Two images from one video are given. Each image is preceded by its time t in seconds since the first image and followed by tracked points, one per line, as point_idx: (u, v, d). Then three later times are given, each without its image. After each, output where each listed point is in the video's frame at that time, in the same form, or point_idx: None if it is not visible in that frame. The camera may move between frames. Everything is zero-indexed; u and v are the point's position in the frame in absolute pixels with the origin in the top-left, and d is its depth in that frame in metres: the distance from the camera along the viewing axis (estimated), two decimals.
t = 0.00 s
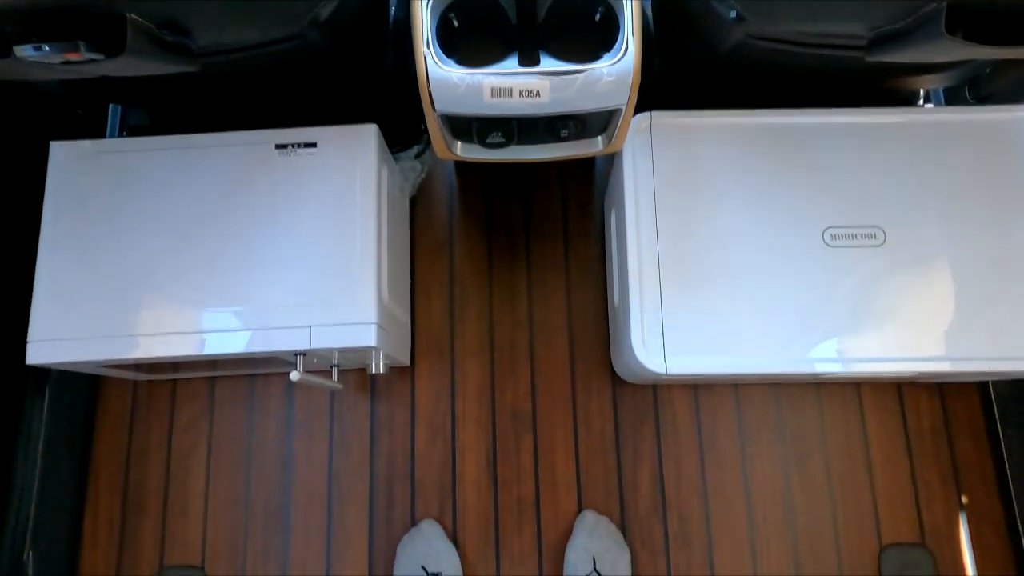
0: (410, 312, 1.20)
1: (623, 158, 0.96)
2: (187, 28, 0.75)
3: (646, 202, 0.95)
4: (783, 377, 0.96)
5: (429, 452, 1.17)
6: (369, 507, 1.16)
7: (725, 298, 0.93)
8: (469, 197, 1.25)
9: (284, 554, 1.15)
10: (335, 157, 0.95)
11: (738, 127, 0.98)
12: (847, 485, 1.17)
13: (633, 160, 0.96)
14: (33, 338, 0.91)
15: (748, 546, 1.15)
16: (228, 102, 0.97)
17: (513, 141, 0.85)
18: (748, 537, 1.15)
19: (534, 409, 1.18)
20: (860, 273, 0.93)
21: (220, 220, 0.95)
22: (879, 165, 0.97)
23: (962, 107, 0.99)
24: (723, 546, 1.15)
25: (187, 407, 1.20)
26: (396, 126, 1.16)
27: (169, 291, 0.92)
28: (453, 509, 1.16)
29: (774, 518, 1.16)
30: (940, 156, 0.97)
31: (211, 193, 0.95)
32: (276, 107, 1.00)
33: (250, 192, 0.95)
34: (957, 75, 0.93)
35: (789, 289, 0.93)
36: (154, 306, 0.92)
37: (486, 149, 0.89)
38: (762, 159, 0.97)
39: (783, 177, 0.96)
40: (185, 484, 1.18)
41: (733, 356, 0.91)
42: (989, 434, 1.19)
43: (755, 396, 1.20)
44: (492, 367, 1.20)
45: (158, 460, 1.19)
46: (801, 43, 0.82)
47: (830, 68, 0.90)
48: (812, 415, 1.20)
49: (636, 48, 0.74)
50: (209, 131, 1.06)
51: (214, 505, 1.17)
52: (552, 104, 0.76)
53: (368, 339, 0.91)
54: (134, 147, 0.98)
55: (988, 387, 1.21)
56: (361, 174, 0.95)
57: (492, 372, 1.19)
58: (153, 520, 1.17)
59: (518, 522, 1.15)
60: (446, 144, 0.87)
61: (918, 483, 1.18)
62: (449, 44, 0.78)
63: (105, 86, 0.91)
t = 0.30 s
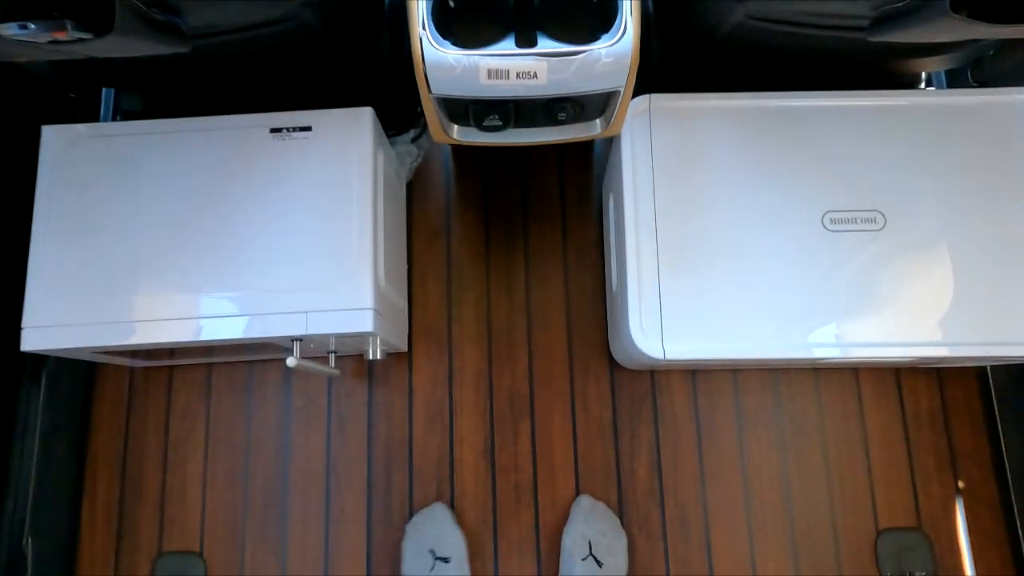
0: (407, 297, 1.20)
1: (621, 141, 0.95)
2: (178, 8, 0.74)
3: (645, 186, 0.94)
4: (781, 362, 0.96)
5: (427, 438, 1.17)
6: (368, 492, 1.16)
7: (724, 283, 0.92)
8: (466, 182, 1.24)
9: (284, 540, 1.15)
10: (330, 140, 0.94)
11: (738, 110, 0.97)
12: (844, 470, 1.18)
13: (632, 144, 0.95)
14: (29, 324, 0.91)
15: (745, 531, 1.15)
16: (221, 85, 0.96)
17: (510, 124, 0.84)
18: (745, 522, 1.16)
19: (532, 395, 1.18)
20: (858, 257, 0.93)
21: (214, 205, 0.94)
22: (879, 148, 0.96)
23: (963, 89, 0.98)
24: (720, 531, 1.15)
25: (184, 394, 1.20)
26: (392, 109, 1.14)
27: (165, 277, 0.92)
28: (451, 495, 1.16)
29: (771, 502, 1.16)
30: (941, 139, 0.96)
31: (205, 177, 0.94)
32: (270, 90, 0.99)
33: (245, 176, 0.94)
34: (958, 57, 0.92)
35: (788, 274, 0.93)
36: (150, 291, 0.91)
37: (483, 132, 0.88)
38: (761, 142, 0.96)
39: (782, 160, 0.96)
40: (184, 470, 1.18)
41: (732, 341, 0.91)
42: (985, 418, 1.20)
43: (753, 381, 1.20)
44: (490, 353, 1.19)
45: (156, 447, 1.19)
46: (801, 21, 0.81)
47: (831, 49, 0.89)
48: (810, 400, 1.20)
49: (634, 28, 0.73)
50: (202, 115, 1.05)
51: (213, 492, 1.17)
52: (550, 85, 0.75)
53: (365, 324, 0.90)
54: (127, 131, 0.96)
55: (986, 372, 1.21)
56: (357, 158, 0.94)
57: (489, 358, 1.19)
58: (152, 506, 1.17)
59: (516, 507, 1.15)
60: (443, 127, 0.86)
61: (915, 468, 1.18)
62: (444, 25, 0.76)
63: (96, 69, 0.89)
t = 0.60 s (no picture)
0: (406, 290, 1.18)
1: (625, 133, 0.94)
2: None
3: (649, 179, 0.93)
4: (783, 357, 0.95)
5: (426, 431, 1.16)
6: (366, 486, 1.15)
7: (728, 277, 0.91)
8: (466, 173, 1.23)
9: (281, 534, 1.14)
10: (328, 131, 0.93)
11: (743, 102, 0.95)
12: (845, 465, 1.17)
13: (635, 136, 0.94)
14: (23, 315, 0.90)
15: (745, 525, 1.15)
16: (218, 74, 0.94)
17: (512, 115, 0.83)
18: (745, 517, 1.15)
19: (532, 388, 1.17)
20: (864, 251, 0.92)
21: (211, 195, 0.92)
22: (885, 141, 0.95)
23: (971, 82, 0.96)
24: (720, 526, 1.15)
25: (182, 386, 1.19)
26: (392, 99, 1.13)
27: (161, 268, 0.90)
28: (450, 489, 1.15)
29: (772, 497, 1.16)
30: (948, 133, 0.94)
31: (202, 167, 0.93)
32: (267, 79, 0.97)
33: (242, 166, 0.93)
34: (967, 48, 0.91)
35: (792, 268, 0.92)
36: (145, 283, 0.90)
37: (484, 123, 0.87)
38: (766, 135, 0.95)
39: (788, 153, 0.94)
40: (181, 463, 1.17)
41: (735, 336, 0.90)
42: (987, 414, 1.19)
43: (755, 376, 1.19)
44: (490, 346, 1.18)
45: (153, 439, 1.18)
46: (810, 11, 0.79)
47: (839, 40, 0.88)
48: (811, 395, 1.19)
49: (641, 18, 0.71)
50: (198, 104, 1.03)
51: (210, 484, 1.16)
52: (553, 75, 0.74)
53: (364, 318, 0.89)
54: (121, 119, 0.95)
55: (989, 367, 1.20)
56: (356, 149, 0.92)
57: (489, 351, 1.18)
58: (149, 498, 1.16)
59: (515, 501, 1.15)
60: (444, 117, 0.84)
61: (916, 464, 1.17)
62: (447, 14, 0.75)
63: (89, 55, 0.88)
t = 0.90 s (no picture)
0: (411, 289, 1.18)
1: (630, 131, 0.93)
2: None
3: (654, 177, 0.92)
4: (790, 356, 0.94)
5: (431, 430, 1.16)
6: (371, 485, 1.15)
7: (735, 276, 0.90)
8: (470, 170, 1.22)
9: (287, 533, 1.14)
10: (331, 130, 0.92)
11: (750, 98, 0.94)
12: (852, 463, 1.16)
13: (641, 133, 0.93)
14: (28, 317, 0.89)
15: (752, 523, 1.15)
16: (220, 73, 0.93)
17: (516, 114, 0.82)
18: (752, 515, 1.15)
19: (537, 387, 1.17)
20: (872, 250, 0.91)
21: (214, 196, 0.92)
22: (893, 138, 0.94)
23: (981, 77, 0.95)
24: (727, 524, 1.14)
25: (187, 386, 1.19)
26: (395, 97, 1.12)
27: (165, 269, 0.90)
28: (455, 488, 1.15)
29: (779, 495, 1.15)
30: (958, 129, 0.93)
31: (205, 167, 0.93)
32: (270, 77, 0.97)
33: (245, 166, 0.92)
34: (977, 43, 0.89)
35: (799, 266, 0.91)
36: (148, 285, 0.90)
37: (489, 122, 0.86)
38: (773, 132, 0.94)
39: (795, 150, 0.93)
40: (187, 463, 1.17)
41: (741, 335, 0.89)
42: (995, 411, 1.18)
43: (761, 374, 1.19)
44: (495, 344, 1.18)
45: (159, 438, 1.18)
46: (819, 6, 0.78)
47: (847, 36, 0.87)
48: (818, 393, 1.18)
49: (646, 16, 0.70)
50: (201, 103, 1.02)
51: (215, 484, 1.16)
52: (558, 74, 0.73)
53: (368, 318, 0.89)
54: (124, 120, 0.94)
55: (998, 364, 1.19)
56: (359, 148, 0.92)
57: (494, 350, 1.18)
58: (155, 498, 1.16)
59: (521, 500, 1.14)
60: (448, 116, 0.84)
61: (924, 461, 1.17)
62: (450, 13, 0.75)
63: (91, 56, 0.87)
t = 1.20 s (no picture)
0: (409, 293, 1.18)
1: (628, 134, 0.93)
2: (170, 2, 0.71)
3: (652, 181, 0.92)
4: (789, 359, 0.94)
5: (430, 434, 1.16)
6: (369, 490, 1.15)
7: (733, 280, 0.90)
8: (468, 174, 1.22)
9: (285, 538, 1.14)
10: (329, 134, 0.92)
11: (747, 101, 0.94)
12: (851, 465, 1.16)
13: (638, 137, 0.93)
14: (25, 322, 0.89)
15: (750, 526, 1.14)
16: (217, 77, 0.93)
17: (514, 118, 0.82)
18: (752, 518, 1.15)
19: (535, 390, 1.17)
20: (870, 253, 0.91)
21: (211, 200, 0.92)
22: (890, 141, 0.94)
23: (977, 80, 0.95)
24: (726, 527, 1.14)
25: (185, 391, 1.18)
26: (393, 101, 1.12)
27: (162, 274, 0.90)
28: (453, 492, 1.14)
29: (777, 498, 1.15)
30: (955, 131, 0.93)
31: (202, 172, 0.92)
32: (267, 82, 0.97)
33: (243, 171, 0.92)
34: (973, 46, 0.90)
35: (797, 269, 0.91)
36: (146, 290, 0.89)
37: (486, 126, 0.86)
38: (770, 135, 0.94)
39: (792, 153, 0.93)
40: (185, 468, 1.16)
41: (739, 338, 0.89)
42: (994, 413, 1.18)
43: (759, 377, 1.19)
44: (493, 347, 1.18)
45: (156, 443, 1.17)
46: (815, 11, 0.79)
47: (843, 39, 0.87)
48: (817, 396, 1.18)
49: (643, 20, 0.71)
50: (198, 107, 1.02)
51: (213, 488, 1.16)
52: (555, 78, 0.73)
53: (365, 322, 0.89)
54: (121, 124, 0.94)
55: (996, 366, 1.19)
56: (357, 152, 0.92)
57: (492, 354, 1.17)
58: (152, 503, 1.16)
59: (519, 503, 1.14)
60: (446, 120, 0.84)
61: (923, 463, 1.16)
62: (447, 17, 0.75)
63: (88, 61, 0.87)
